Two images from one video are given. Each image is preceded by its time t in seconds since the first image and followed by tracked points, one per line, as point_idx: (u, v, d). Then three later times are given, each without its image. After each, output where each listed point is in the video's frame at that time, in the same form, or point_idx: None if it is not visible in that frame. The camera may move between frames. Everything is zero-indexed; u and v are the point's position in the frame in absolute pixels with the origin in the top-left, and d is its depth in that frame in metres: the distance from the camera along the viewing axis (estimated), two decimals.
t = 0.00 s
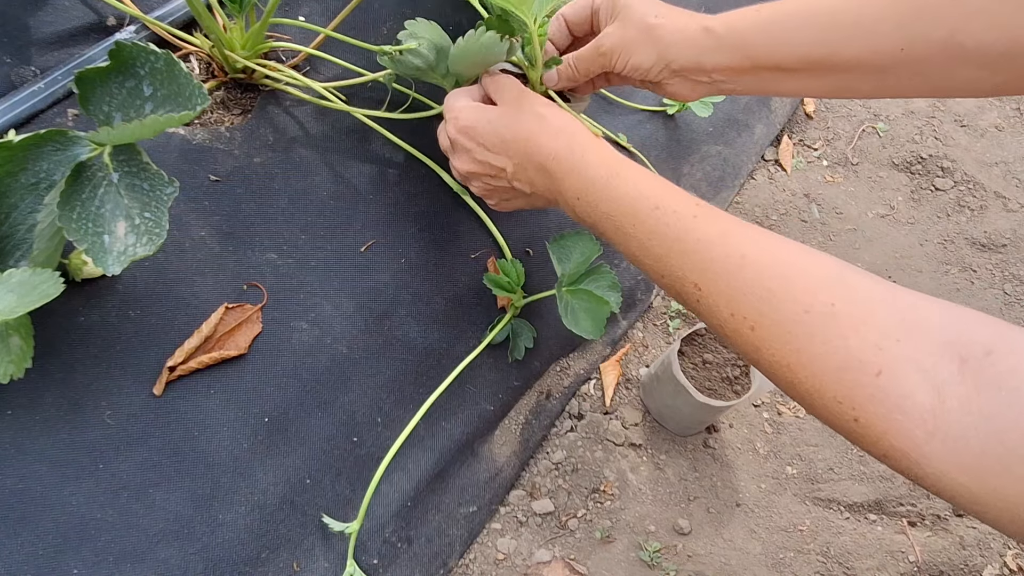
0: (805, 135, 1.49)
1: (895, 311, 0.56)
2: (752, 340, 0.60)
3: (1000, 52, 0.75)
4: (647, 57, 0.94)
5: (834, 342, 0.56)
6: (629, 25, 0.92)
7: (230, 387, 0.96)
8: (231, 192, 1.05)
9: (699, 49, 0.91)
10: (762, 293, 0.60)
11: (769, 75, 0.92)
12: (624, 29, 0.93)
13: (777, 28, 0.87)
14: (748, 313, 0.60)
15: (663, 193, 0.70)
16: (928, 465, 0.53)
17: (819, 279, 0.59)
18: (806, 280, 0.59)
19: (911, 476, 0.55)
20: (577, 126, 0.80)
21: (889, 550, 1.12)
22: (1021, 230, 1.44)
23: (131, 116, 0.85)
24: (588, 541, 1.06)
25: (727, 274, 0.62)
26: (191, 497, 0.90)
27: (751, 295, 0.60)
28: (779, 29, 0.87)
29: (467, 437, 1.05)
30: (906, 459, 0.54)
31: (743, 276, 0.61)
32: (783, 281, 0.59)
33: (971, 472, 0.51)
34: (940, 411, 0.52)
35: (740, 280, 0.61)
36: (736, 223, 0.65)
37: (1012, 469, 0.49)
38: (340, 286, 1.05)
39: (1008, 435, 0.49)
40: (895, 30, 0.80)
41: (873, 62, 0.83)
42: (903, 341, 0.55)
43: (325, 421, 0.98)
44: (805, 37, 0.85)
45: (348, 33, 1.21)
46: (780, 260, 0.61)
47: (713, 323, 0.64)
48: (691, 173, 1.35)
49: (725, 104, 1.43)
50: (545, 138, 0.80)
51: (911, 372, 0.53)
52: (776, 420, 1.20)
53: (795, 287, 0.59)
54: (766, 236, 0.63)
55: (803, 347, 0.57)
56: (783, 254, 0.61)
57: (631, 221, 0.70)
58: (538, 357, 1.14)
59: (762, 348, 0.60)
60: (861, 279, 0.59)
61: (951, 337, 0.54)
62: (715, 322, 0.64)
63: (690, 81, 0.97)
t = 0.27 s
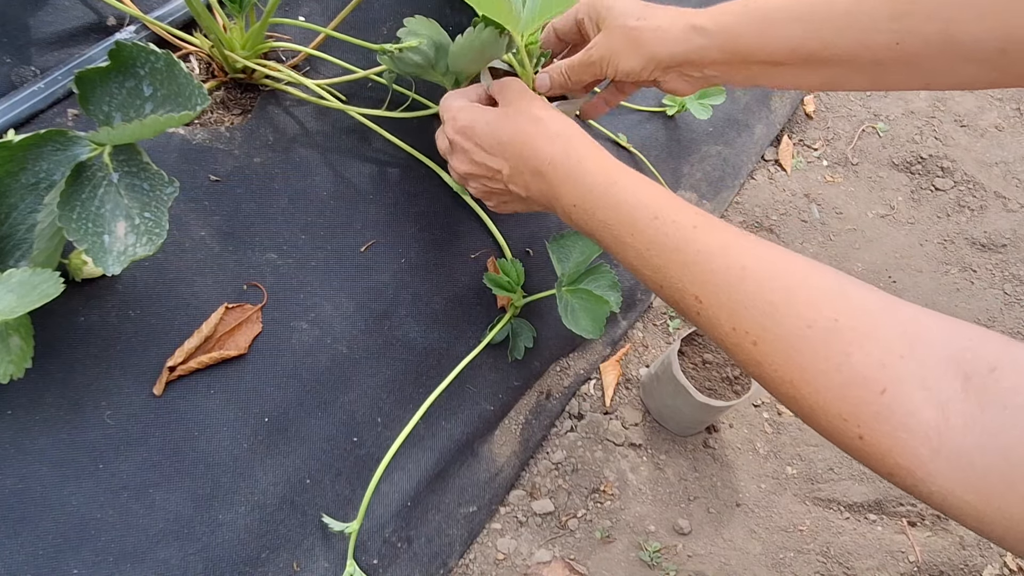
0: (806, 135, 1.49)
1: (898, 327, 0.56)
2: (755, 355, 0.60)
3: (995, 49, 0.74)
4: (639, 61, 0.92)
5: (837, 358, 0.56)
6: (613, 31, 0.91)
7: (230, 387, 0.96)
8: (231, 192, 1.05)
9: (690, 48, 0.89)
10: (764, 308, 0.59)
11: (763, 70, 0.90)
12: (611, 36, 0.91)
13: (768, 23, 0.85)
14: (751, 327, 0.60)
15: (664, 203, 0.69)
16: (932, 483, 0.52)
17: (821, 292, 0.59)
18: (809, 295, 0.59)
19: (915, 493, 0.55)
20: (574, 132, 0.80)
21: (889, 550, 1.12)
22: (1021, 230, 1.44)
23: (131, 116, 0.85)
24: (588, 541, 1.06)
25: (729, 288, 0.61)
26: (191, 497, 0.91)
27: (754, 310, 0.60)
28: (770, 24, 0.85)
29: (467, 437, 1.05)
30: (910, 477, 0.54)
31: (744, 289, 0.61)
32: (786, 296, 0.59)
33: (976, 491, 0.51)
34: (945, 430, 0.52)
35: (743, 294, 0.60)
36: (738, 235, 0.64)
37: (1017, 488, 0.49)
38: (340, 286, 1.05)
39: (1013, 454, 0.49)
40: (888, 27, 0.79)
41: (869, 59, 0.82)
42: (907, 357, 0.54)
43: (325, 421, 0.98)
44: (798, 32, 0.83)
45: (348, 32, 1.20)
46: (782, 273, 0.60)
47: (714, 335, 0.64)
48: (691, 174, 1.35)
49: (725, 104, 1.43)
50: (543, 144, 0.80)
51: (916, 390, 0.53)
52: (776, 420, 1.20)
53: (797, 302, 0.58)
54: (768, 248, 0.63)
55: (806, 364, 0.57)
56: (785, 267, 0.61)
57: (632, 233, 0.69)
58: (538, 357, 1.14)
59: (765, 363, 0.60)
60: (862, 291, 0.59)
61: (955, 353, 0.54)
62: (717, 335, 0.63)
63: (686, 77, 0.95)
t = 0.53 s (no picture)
0: (805, 136, 1.49)
1: (902, 333, 0.56)
2: (757, 360, 0.60)
3: (994, 37, 0.76)
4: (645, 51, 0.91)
5: (840, 364, 0.56)
6: (619, 20, 0.90)
7: (230, 387, 0.96)
8: (231, 192, 1.05)
9: (697, 33, 0.89)
10: (768, 313, 0.59)
11: (766, 55, 0.90)
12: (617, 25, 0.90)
13: (772, 10, 0.85)
14: (754, 332, 0.60)
15: (668, 206, 0.69)
16: (936, 490, 0.52)
17: (825, 298, 0.59)
18: (812, 300, 0.59)
19: (918, 501, 0.54)
20: (577, 132, 0.80)
21: (889, 550, 1.12)
22: (1021, 230, 1.44)
23: (131, 116, 0.85)
24: (588, 541, 1.06)
25: (733, 293, 0.61)
26: (192, 497, 0.91)
27: (758, 314, 0.60)
28: (775, 11, 0.85)
29: (467, 437, 1.05)
30: (913, 485, 0.53)
31: (749, 295, 0.60)
32: (789, 301, 0.59)
33: (979, 498, 0.51)
34: (948, 437, 0.52)
35: (747, 299, 0.60)
36: (741, 239, 0.64)
37: (1020, 495, 0.49)
38: (340, 286, 1.05)
39: (1016, 461, 0.49)
40: (888, 14, 0.79)
41: (872, 47, 0.82)
42: (910, 363, 0.54)
43: (325, 421, 0.99)
44: (802, 20, 0.84)
45: (348, 33, 1.21)
46: (786, 279, 0.60)
47: (716, 340, 0.64)
48: (691, 174, 1.35)
49: (725, 104, 1.43)
50: (548, 145, 0.80)
51: (919, 396, 0.53)
52: (776, 420, 1.20)
53: (800, 307, 0.59)
54: (772, 253, 0.63)
55: (809, 369, 0.57)
56: (788, 272, 0.61)
57: (635, 237, 0.69)
58: (538, 357, 1.14)
59: (769, 368, 0.59)
60: (866, 298, 0.59)
61: (958, 360, 0.54)
62: (719, 339, 0.63)
63: (691, 64, 0.94)
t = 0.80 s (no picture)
0: (806, 135, 1.49)
1: (897, 332, 0.56)
2: (753, 358, 0.60)
3: (981, 47, 0.75)
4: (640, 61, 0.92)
5: (834, 362, 0.56)
6: (615, 29, 0.90)
7: (230, 387, 0.96)
8: (231, 192, 1.05)
9: (690, 45, 0.90)
10: (763, 312, 0.59)
11: (759, 67, 0.90)
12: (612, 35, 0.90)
13: (764, 24, 0.85)
14: (750, 330, 0.60)
15: (665, 206, 0.69)
16: (930, 488, 0.52)
17: (820, 297, 0.59)
18: (807, 299, 0.59)
19: (914, 499, 0.54)
20: (575, 133, 0.80)
21: (889, 550, 1.12)
22: (1021, 230, 1.44)
23: (131, 116, 0.85)
24: (588, 541, 1.06)
25: (727, 292, 0.61)
26: (192, 497, 0.91)
27: (753, 313, 0.60)
28: (767, 24, 0.85)
29: (467, 437, 1.05)
30: (908, 482, 0.53)
31: (744, 294, 0.61)
32: (784, 300, 0.59)
33: (973, 496, 0.50)
34: (943, 435, 0.51)
35: (742, 298, 0.61)
36: (738, 239, 0.64)
37: (1014, 493, 0.48)
38: (340, 286, 1.05)
39: (1009, 459, 0.49)
40: (878, 27, 0.79)
41: (862, 60, 0.82)
42: (905, 362, 0.54)
43: (325, 421, 0.99)
44: (793, 34, 0.84)
45: (348, 33, 1.21)
46: (781, 278, 0.60)
47: (714, 339, 0.64)
48: (691, 174, 1.35)
49: (725, 104, 1.43)
50: (546, 145, 0.80)
51: (913, 394, 0.53)
52: (776, 420, 1.20)
53: (795, 306, 0.59)
54: (768, 252, 0.63)
55: (803, 367, 0.57)
56: (783, 271, 0.61)
57: (631, 237, 0.69)
58: (538, 357, 1.14)
59: (765, 366, 0.59)
60: (864, 298, 0.59)
61: (953, 359, 0.53)
62: (716, 338, 0.63)
63: (685, 74, 0.96)
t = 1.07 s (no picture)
0: (805, 135, 1.49)
1: (884, 311, 0.56)
2: (742, 337, 0.60)
3: (972, 50, 0.76)
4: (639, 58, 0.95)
5: (822, 339, 0.56)
6: (620, 24, 0.94)
7: (230, 387, 0.96)
8: (231, 192, 1.05)
9: (688, 48, 0.92)
10: (752, 290, 0.59)
11: (755, 71, 0.92)
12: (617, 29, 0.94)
13: (761, 27, 0.87)
14: (739, 308, 0.60)
15: (657, 188, 0.69)
16: (914, 465, 0.52)
17: (809, 277, 0.59)
18: (796, 278, 0.59)
19: (897, 477, 0.54)
20: (571, 118, 0.80)
21: (889, 550, 1.12)
22: (1021, 230, 1.44)
23: (131, 116, 0.85)
24: (588, 541, 1.06)
25: (718, 271, 0.61)
26: (192, 497, 0.91)
27: (742, 292, 0.60)
28: (766, 28, 0.86)
29: (467, 437, 1.05)
30: (892, 460, 0.53)
31: (734, 273, 0.61)
32: (773, 278, 0.59)
33: (954, 473, 0.51)
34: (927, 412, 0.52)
35: (732, 277, 0.61)
36: (728, 220, 0.65)
37: (994, 470, 0.49)
38: (340, 286, 1.05)
39: (991, 437, 0.49)
40: (873, 29, 0.80)
41: (854, 60, 0.83)
42: (891, 340, 0.54)
43: (325, 421, 0.99)
44: (790, 36, 0.85)
45: (348, 32, 1.21)
46: (771, 258, 0.60)
47: (703, 318, 0.64)
48: (691, 174, 1.35)
49: (725, 104, 1.43)
50: (542, 131, 0.80)
51: (899, 371, 0.53)
52: (776, 420, 1.20)
53: (784, 285, 0.59)
54: (758, 233, 0.63)
55: (792, 344, 0.57)
56: (773, 251, 0.61)
57: (623, 218, 0.69)
58: (538, 357, 1.14)
59: (753, 345, 0.59)
60: (852, 278, 0.59)
61: (939, 338, 0.54)
62: (705, 317, 0.63)
63: (682, 78, 0.97)
